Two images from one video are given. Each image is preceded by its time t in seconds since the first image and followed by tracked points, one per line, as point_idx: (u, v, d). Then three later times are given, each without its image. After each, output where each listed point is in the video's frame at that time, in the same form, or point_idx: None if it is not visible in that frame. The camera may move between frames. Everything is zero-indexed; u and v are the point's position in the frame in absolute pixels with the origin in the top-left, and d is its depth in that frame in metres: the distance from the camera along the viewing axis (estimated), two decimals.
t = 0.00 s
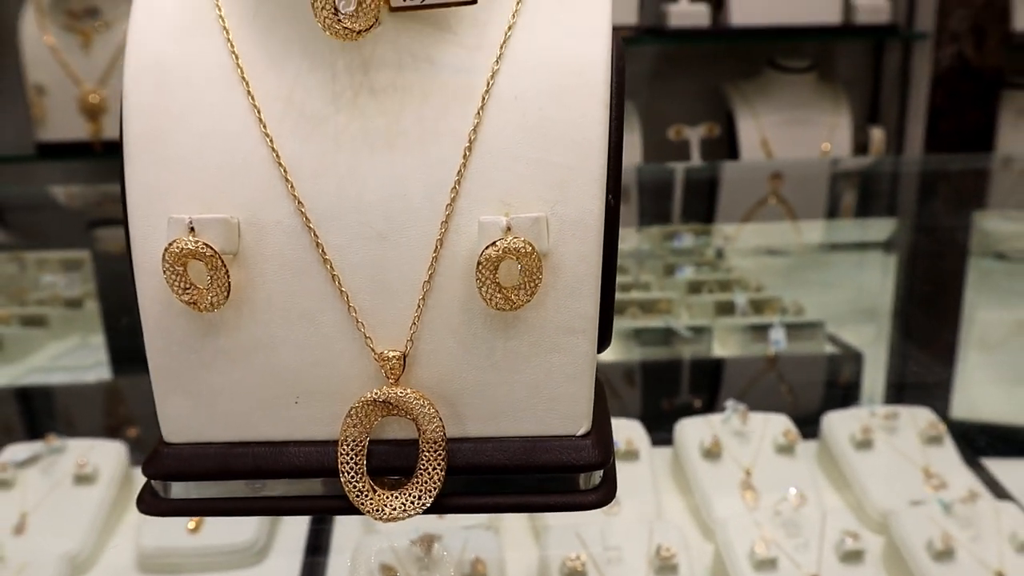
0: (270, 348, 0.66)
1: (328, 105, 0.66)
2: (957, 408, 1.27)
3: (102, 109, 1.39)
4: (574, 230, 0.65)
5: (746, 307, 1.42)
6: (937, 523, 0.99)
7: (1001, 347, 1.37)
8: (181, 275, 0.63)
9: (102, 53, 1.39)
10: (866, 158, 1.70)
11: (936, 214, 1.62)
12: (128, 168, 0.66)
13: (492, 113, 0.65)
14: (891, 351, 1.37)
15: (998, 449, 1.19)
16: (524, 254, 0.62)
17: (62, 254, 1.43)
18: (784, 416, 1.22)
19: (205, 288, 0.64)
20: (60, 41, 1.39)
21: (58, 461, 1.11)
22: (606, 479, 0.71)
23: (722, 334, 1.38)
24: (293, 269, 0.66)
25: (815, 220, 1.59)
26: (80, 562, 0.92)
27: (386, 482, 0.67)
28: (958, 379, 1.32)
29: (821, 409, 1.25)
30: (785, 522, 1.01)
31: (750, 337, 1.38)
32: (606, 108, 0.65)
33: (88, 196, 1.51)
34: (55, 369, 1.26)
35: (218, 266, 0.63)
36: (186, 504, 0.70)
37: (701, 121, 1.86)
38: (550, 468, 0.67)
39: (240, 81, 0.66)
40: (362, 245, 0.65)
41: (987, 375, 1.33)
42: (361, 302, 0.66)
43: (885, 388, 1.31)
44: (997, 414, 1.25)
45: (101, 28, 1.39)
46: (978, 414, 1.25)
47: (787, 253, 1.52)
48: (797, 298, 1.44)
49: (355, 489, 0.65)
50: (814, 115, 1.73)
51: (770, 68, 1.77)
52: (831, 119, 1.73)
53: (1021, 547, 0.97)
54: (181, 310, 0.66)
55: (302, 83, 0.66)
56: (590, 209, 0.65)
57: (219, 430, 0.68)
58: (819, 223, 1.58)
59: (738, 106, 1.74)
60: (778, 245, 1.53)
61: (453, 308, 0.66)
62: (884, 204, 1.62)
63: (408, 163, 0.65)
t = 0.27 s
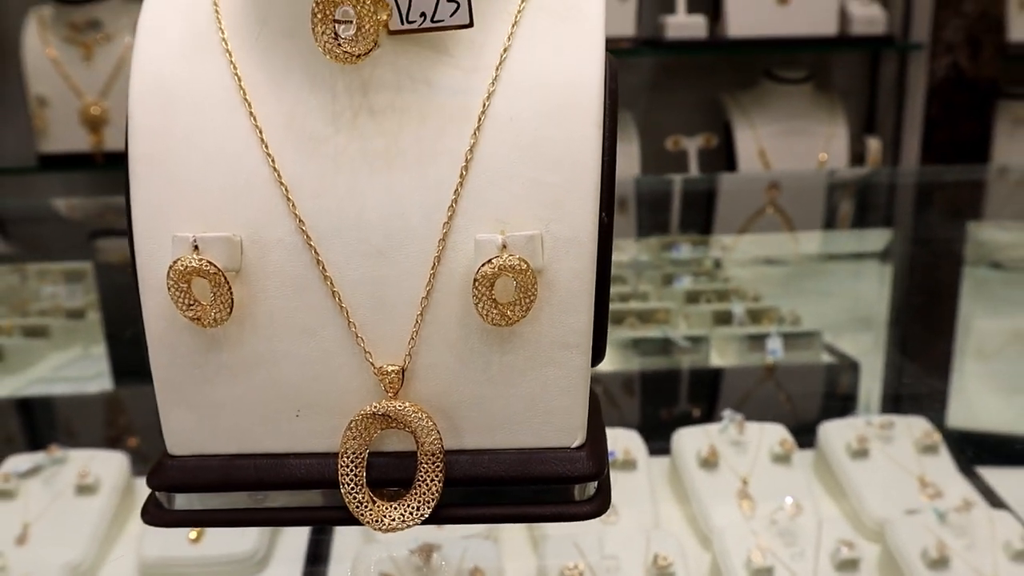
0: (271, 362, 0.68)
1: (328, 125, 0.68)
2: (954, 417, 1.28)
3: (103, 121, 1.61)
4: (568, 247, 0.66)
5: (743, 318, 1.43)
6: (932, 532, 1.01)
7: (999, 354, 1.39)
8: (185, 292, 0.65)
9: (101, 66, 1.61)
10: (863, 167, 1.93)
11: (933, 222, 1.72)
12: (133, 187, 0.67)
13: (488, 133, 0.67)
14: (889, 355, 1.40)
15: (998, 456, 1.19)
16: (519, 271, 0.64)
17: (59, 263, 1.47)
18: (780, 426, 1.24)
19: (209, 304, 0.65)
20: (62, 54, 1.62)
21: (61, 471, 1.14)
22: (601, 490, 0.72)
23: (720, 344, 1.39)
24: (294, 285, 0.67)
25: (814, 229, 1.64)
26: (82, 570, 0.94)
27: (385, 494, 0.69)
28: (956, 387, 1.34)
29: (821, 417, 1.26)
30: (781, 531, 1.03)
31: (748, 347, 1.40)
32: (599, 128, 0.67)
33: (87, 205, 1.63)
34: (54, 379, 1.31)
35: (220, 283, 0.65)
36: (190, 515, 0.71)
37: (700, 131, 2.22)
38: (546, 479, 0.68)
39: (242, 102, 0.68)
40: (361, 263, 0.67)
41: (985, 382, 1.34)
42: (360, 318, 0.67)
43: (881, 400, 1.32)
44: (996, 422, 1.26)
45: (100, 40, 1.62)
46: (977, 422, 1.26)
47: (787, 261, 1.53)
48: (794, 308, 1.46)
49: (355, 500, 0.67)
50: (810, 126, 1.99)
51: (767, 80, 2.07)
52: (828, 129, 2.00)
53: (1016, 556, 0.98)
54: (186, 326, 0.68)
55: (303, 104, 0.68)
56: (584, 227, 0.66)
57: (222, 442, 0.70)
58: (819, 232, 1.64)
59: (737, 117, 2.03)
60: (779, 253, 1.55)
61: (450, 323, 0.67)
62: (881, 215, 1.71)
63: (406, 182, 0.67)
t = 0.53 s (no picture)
0: (282, 378, 0.69)
1: (338, 147, 0.70)
2: (951, 427, 1.27)
3: (103, 131, 1.78)
4: (571, 265, 0.68)
5: (741, 328, 1.46)
6: (929, 541, 1.03)
7: (994, 364, 1.40)
8: (198, 309, 0.67)
9: (102, 77, 1.79)
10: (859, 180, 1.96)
11: (928, 234, 1.75)
12: (147, 208, 0.69)
13: (493, 154, 0.69)
14: (886, 368, 1.41)
15: (996, 466, 1.19)
16: (524, 290, 0.66)
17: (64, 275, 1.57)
18: (777, 436, 1.26)
19: (222, 322, 0.67)
20: (64, 67, 1.79)
21: (66, 482, 1.16)
22: (603, 502, 0.74)
23: (718, 356, 1.41)
24: (304, 303, 0.69)
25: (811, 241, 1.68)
26: None
27: (393, 506, 0.70)
28: (951, 397, 1.34)
29: (818, 427, 1.28)
30: (779, 541, 1.05)
31: (746, 358, 1.41)
32: (602, 150, 0.69)
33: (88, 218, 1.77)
34: (55, 391, 1.33)
35: (233, 301, 0.66)
36: (202, 527, 0.73)
37: (700, 141, 2.25)
38: (550, 492, 0.70)
39: (253, 125, 0.70)
40: (370, 281, 0.69)
41: (983, 395, 1.34)
42: (369, 335, 0.69)
43: (878, 412, 1.32)
44: (993, 434, 1.25)
45: (102, 54, 1.80)
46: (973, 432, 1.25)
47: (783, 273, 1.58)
48: (791, 319, 1.49)
49: (364, 513, 0.68)
50: (809, 138, 2.03)
51: (765, 91, 2.09)
52: (826, 139, 2.03)
53: (1011, 565, 1.00)
54: (199, 343, 0.70)
55: (313, 127, 0.70)
56: (587, 246, 0.68)
57: (233, 457, 0.71)
58: (816, 243, 1.69)
59: (735, 129, 2.07)
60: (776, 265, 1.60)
61: (456, 340, 0.69)
62: (878, 228, 1.75)
63: (414, 202, 0.69)
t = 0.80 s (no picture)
0: (291, 394, 0.71)
1: (345, 169, 0.72)
2: (949, 438, 1.29)
3: (104, 142, 1.92)
4: (573, 285, 0.70)
5: (739, 339, 1.48)
6: (925, 551, 1.05)
7: (991, 375, 1.42)
8: (209, 328, 0.68)
9: (104, 91, 1.94)
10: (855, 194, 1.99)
11: (924, 247, 1.77)
12: (158, 229, 0.71)
13: (496, 177, 0.71)
14: (882, 381, 1.42)
15: (990, 476, 1.21)
16: (526, 308, 0.68)
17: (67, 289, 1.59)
18: (774, 447, 1.27)
19: (232, 341, 0.69)
20: (66, 80, 1.94)
21: (70, 494, 1.18)
22: (604, 516, 0.75)
23: (716, 366, 1.43)
24: (312, 321, 0.71)
25: (809, 253, 1.72)
26: None
27: (398, 519, 0.72)
28: (948, 408, 1.36)
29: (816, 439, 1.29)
30: (777, 551, 1.07)
31: (744, 370, 1.43)
32: (601, 172, 0.71)
33: (89, 231, 1.79)
34: (60, 403, 1.35)
35: (243, 320, 0.68)
36: (211, 540, 0.75)
37: (697, 153, 2.28)
38: (551, 505, 0.72)
39: (262, 148, 0.72)
40: (376, 301, 0.71)
41: (979, 405, 1.36)
42: (375, 353, 0.71)
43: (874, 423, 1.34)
44: (990, 445, 1.27)
45: (104, 67, 1.94)
46: (969, 443, 1.27)
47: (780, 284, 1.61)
48: (788, 330, 1.51)
49: (370, 526, 0.70)
50: (807, 150, 2.06)
51: (762, 102, 2.12)
52: (823, 151, 2.05)
53: (1007, 575, 1.02)
54: (209, 361, 0.71)
55: (320, 150, 0.72)
56: (587, 266, 0.70)
57: (242, 471, 0.73)
58: (813, 255, 1.72)
59: (733, 141, 2.09)
60: (774, 276, 1.63)
61: (460, 357, 0.71)
62: (874, 241, 1.78)
63: (419, 224, 0.71)
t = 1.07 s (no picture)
0: (298, 401, 0.73)
1: (351, 180, 0.73)
2: (945, 444, 1.29)
3: (105, 151, 1.98)
4: (575, 294, 0.72)
5: (738, 346, 1.50)
6: (922, 557, 1.07)
7: (988, 382, 1.42)
8: (218, 336, 0.70)
9: (105, 100, 2.00)
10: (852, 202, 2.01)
11: (921, 254, 1.79)
12: (168, 240, 0.73)
13: (499, 189, 0.73)
14: (879, 389, 1.43)
15: (985, 482, 1.21)
16: (528, 318, 0.69)
17: (70, 297, 1.64)
18: (773, 452, 1.29)
19: (240, 349, 0.70)
20: (67, 88, 2.00)
21: (72, 500, 1.19)
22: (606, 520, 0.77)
23: (715, 372, 1.45)
24: (319, 330, 0.72)
25: (807, 261, 1.75)
26: None
27: (403, 524, 0.74)
28: (944, 413, 1.36)
29: (814, 442, 1.30)
30: (775, 557, 1.08)
31: (742, 377, 1.44)
32: (602, 184, 0.72)
33: (90, 239, 1.93)
34: (60, 408, 1.37)
35: (251, 329, 0.69)
36: (219, 545, 0.76)
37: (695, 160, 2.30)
38: (553, 511, 0.73)
39: (270, 159, 0.74)
40: (383, 310, 0.72)
41: (977, 412, 1.36)
42: (381, 361, 0.72)
43: (872, 426, 1.34)
44: (988, 451, 1.27)
45: (105, 76, 2.01)
46: (965, 448, 1.28)
47: (778, 291, 1.64)
48: (786, 337, 1.52)
49: (376, 531, 0.72)
50: (805, 156, 2.08)
51: (760, 110, 2.14)
52: (821, 158, 2.07)
53: None
54: (218, 368, 0.73)
55: (327, 161, 0.74)
56: (589, 276, 0.71)
57: (250, 477, 0.74)
58: (810, 264, 1.74)
59: (731, 148, 2.11)
60: (771, 285, 1.66)
61: (465, 365, 0.72)
62: (871, 248, 1.80)
63: (424, 234, 0.72)
